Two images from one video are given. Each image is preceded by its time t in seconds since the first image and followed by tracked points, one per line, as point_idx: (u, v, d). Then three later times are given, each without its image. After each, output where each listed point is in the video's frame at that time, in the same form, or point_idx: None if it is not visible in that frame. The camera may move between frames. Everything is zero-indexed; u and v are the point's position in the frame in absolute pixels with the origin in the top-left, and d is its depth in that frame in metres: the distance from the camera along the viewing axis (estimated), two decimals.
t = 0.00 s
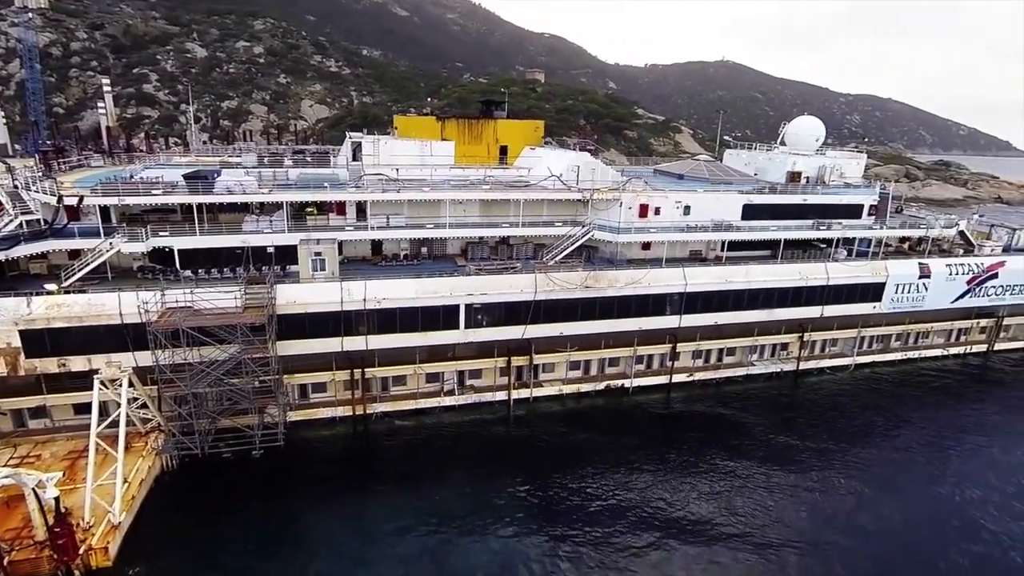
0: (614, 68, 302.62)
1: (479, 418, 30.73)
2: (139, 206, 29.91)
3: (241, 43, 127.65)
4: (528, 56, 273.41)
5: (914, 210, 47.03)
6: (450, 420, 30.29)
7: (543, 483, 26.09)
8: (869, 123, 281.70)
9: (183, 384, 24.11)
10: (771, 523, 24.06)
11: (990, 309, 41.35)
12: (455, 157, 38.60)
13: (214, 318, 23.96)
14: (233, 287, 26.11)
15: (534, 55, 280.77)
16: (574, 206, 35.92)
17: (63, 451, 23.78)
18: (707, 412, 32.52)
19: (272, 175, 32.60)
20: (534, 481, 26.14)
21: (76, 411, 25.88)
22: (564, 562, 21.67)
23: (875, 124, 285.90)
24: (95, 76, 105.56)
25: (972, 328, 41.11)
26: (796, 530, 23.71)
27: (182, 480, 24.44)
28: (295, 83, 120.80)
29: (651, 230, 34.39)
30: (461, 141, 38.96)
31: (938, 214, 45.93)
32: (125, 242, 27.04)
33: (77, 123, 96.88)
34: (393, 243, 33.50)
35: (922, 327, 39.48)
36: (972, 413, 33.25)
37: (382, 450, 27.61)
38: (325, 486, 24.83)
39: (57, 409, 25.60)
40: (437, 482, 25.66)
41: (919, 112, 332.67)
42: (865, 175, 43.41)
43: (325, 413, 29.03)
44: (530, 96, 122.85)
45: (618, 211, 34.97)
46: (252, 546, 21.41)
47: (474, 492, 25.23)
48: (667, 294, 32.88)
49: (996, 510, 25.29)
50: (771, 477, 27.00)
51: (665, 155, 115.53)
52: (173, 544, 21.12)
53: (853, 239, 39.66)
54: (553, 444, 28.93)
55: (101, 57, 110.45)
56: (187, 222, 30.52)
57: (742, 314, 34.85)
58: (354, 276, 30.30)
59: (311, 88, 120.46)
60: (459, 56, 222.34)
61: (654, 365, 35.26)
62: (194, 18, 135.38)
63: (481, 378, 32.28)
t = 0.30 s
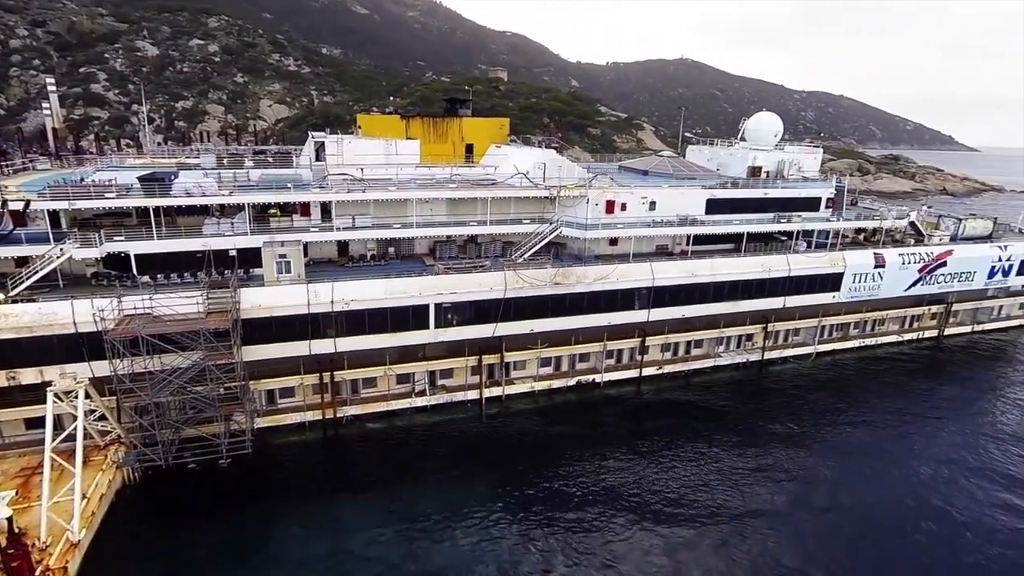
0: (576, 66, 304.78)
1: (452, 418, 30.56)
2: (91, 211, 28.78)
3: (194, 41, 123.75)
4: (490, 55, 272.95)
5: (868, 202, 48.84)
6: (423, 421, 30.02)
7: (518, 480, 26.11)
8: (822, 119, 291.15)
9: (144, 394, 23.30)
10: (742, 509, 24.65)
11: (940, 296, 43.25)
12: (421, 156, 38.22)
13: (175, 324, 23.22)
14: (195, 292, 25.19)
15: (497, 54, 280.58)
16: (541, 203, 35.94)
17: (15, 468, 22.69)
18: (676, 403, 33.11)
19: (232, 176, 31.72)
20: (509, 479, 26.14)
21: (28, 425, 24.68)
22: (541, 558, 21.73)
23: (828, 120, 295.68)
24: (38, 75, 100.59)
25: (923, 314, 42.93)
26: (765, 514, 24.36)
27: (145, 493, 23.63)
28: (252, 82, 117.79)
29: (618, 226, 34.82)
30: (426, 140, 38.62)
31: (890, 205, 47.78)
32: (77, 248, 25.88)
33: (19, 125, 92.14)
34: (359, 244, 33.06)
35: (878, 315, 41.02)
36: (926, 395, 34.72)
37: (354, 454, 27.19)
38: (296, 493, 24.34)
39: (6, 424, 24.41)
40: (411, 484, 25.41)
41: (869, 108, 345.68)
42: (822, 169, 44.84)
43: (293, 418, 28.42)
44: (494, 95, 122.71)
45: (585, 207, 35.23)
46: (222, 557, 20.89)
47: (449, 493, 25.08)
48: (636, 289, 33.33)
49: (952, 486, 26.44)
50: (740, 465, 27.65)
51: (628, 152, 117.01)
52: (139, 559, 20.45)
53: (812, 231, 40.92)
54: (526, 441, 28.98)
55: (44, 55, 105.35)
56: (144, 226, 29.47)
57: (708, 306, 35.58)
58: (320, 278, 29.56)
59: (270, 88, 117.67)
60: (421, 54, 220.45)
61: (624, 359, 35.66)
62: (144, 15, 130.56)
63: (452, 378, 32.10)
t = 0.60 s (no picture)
0: (548, 64, 305.66)
1: (431, 418, 30.34)
2: (52, 215, 28.00)
3: (157, 39, 120.45)
4: (462, 53, 271.93)
5: (835, 196, 50.04)
6: (402, 423, 29.74)
7: (500, 480, 26.02)
8: (789, 116, 297.42)
9: (112, 403, 22.60)
10: (721, 500, 24.98)
11: (906, 286, 44.54)
12: (394, 155, 37.80)
13: (145, 330, 22.62)
14: (164, 296, 24.75)
15: (469, 52, 279.67)
16: (517, 201, 35.90)
17: None
18: (654, 397, 33.46)
19: (200, 178, 30.99)
20: (491, 479, 26.04)
21: None
22: (524, 557, 21.72)
23: (794, 116, 302.17)
24: None
25: (890, 305, 44.15)
26: (743, 504, 24.74)
27: (116, 504, 22.93)
28: (219, 81, 115.24)
29: (594, 223, 35.04)
30: (399, 139, 38.24)
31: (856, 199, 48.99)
32: (38, 253, 24.98)
33: None
34: (333, 244, 32.68)
35: (848, 306, 42.06)
36: (894, 383, 35.72)
37: (332, 458, 26.81)
38: (274, 499, 23.89)
39: None
40: (391, 487, 25.14)
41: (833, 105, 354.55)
42: (790, 163, 45.79)
43: (269, 423, 27.93)
44: (466, 93, 122.26)
45: (560, 205, 35.13)
46: (199, 567, 20.41)
47: (430, 494, 24.87)
48: (612, 285, 33.62)
49: (921, 470, 27.24)
50: (718, 456, 28.05)
51: (601, 150, 117.74)
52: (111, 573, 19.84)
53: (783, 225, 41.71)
54: (506, 440, 28.91)
55: None
56: (109, 229, 28.65)
57: (683, 300, 36.07)
58: (295, 280, 29.09)
59: (237, 87, 115.27)
60: (392, 53, 218.39)
61: (601, 355, 35.86)
62: (103, 12, 126.57)
63: (430, 378, 31.84)
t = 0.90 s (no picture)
0: (505, 63, 305.86)
1: (397, 422, 29.92)
2: None
3: (96, 36, 115.05)
4: (419, 52, 269.36)
5: (787, 190, 51.76)
6: (368, 427, 29.22)
7: (469, 481, 25.84)
8: (740, 112, 305.93)
9: (59, 419, 21.44)
10: (687, 490, 25.50)
11: (854, 275, 46.41)
12: (353, 155, 37.16)
13: (93, 341, 21.54)
14: (113, 305, 23.66)
15: (426, 50, 277.14)
16: (479, 200, 35.76)
17: None
18: (620, 391, 33.88)
19: (149, 180, 29.74)
20: (460, 481, 25.82)
21: None
22: (496, 557, 21.64)
23: (745, 113, 311.04)
24: None
25: (841, 293, 45.93)
26: (708, 492, 25.33)
27: (65, 525, 21.80)
28: (165, 80, 110.95)
29: (556, 220, 35.27)
30: (357, 138, 37.56)
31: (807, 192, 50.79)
32: None
33: None
34: (292, 247, 31.91)
35: (802, 296, 43.55)
36: (847, 369, 37.19)
37: (296, 467, 26.11)
38: (236, 513, 23.12)
39: None
40: (358, 494, 24.66)
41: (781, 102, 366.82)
42: (744, 159, 47.12)
43: (229, 433, 27.01)
44: (424, 92, 121.20)
45: (522, 202, 35.17)
46: None
47: (399, 499, 24.50)
48: (575, 281, 33.91)
49: (874, 452, 28.39)
50: (683, 447, 28.63)
51: (560, 147, 118.66)
52: None
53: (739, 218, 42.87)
54: (475, 440, 28.72)
55: None
56: (50, 236, 27.24)
57: (645, 295, 36.69)
58: (253, 284, 28.29)
59: (185, 87, 111.24)
60: (347, 51, 214.56)
61: (567, 351, 36.06)
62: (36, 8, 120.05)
63: (396, 381, 31.39)
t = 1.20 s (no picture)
0: (490, 63, 305.45)
1: (388, 424, 29.71)
2: None
3: (73, 36, 113.03)
4: (403, 51, 268.19)
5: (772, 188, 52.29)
6: (358, 430, 29.00)
7: (461, 482, 25.74)
8: (723, 112, 308.73)
9: (41, 426, 21.02)
10: (678, 487, 25.63)
11: (839, 272, 47.02)
12: (339, 155, 36.92)
13: (75, 346, 21.15)
14: (96, 309, 23.25)
15: (410, 50, 275.92)
16: (466, 200, 35.65)
17: None
18: (610, 390, 33.97)
19: (131, 182, 29.27)
20: (452, 482, 25.70)
21: None
22: (490, 558, 21.58)
23: (728, 113, 313.84)
24: None
25: (826, 290, 46.52)
26: (699, 489, 25.48)
27: (49, 534, 21.36)
28: (145, 80, 109.32)
29: (545, 220, 35.30)
30: (344, 139, 37.26)
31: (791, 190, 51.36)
32: None
33: None
34: (278, 249, 31.65)
35: (787, 293, 44.03)
36: (833, 364, 37.65)
37: (286, 471, 25.82)
38: (225, 518, 22.82)
39: None
40: (350, 497, 24.45)
41: (763, 101, 370.87)
42: (730, 158, 47.52)
43: (217, 437, 26.65)
44: (410, 92, 120.69)
45: (511, 202, 34.94)
46: None
47: (390, 502, 24.33)
48: (564, 281, 34.00)
49: (862, 446, 28.74)
50: (673, 445, 28.78)
51: (546, 147, 118.84)
52: None
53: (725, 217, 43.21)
54: (466, 441, 28.61)
55: None
56: (30, 239, 26.71)
57: (633, 293, 36.90)
58: (240, 287, 28.00)
59: (166, 87, 109.72)
60: (331, 51, 212.96)
61: (557, 351, 36.11)
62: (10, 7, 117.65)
63: (386, 382, 31.21)
